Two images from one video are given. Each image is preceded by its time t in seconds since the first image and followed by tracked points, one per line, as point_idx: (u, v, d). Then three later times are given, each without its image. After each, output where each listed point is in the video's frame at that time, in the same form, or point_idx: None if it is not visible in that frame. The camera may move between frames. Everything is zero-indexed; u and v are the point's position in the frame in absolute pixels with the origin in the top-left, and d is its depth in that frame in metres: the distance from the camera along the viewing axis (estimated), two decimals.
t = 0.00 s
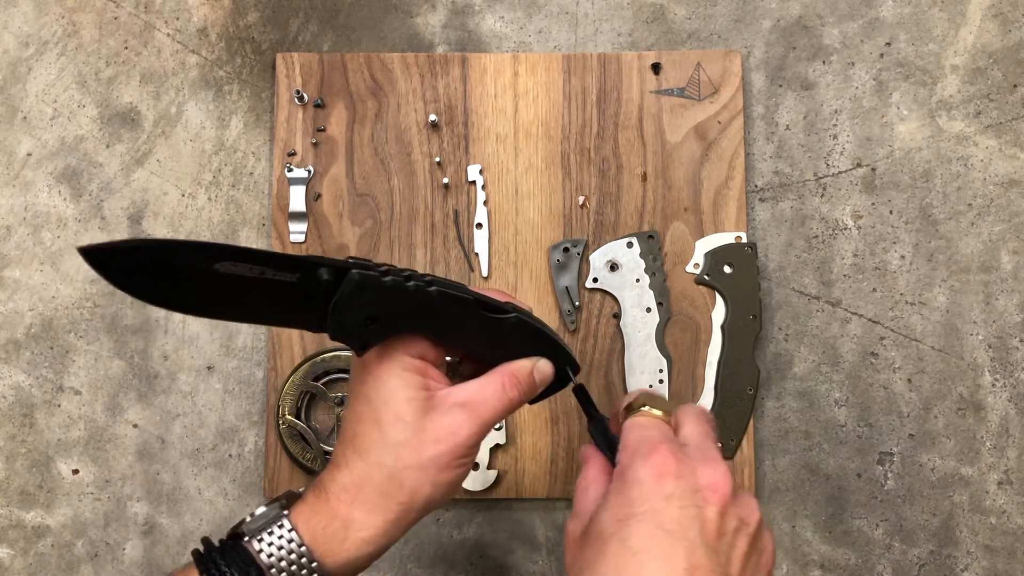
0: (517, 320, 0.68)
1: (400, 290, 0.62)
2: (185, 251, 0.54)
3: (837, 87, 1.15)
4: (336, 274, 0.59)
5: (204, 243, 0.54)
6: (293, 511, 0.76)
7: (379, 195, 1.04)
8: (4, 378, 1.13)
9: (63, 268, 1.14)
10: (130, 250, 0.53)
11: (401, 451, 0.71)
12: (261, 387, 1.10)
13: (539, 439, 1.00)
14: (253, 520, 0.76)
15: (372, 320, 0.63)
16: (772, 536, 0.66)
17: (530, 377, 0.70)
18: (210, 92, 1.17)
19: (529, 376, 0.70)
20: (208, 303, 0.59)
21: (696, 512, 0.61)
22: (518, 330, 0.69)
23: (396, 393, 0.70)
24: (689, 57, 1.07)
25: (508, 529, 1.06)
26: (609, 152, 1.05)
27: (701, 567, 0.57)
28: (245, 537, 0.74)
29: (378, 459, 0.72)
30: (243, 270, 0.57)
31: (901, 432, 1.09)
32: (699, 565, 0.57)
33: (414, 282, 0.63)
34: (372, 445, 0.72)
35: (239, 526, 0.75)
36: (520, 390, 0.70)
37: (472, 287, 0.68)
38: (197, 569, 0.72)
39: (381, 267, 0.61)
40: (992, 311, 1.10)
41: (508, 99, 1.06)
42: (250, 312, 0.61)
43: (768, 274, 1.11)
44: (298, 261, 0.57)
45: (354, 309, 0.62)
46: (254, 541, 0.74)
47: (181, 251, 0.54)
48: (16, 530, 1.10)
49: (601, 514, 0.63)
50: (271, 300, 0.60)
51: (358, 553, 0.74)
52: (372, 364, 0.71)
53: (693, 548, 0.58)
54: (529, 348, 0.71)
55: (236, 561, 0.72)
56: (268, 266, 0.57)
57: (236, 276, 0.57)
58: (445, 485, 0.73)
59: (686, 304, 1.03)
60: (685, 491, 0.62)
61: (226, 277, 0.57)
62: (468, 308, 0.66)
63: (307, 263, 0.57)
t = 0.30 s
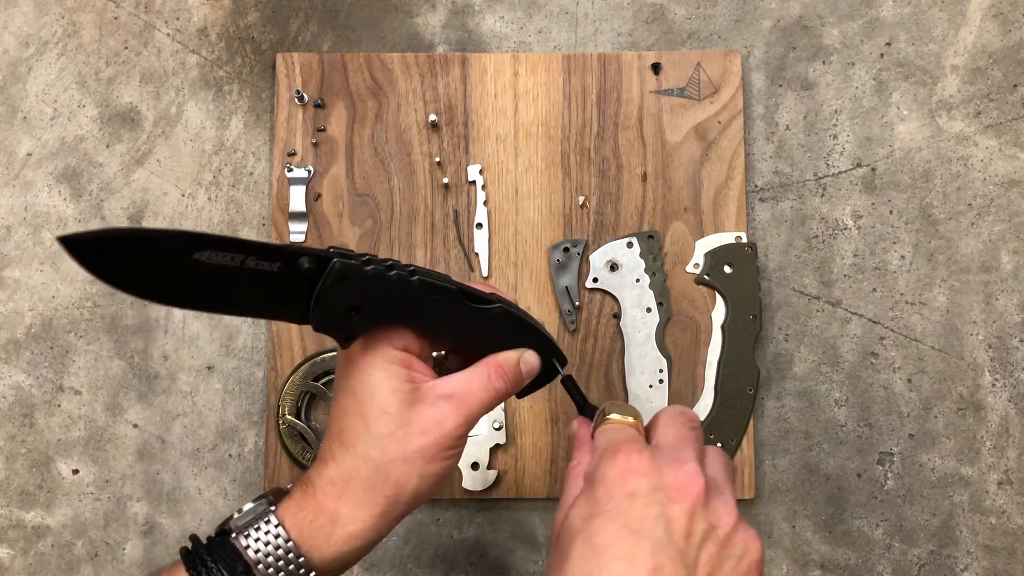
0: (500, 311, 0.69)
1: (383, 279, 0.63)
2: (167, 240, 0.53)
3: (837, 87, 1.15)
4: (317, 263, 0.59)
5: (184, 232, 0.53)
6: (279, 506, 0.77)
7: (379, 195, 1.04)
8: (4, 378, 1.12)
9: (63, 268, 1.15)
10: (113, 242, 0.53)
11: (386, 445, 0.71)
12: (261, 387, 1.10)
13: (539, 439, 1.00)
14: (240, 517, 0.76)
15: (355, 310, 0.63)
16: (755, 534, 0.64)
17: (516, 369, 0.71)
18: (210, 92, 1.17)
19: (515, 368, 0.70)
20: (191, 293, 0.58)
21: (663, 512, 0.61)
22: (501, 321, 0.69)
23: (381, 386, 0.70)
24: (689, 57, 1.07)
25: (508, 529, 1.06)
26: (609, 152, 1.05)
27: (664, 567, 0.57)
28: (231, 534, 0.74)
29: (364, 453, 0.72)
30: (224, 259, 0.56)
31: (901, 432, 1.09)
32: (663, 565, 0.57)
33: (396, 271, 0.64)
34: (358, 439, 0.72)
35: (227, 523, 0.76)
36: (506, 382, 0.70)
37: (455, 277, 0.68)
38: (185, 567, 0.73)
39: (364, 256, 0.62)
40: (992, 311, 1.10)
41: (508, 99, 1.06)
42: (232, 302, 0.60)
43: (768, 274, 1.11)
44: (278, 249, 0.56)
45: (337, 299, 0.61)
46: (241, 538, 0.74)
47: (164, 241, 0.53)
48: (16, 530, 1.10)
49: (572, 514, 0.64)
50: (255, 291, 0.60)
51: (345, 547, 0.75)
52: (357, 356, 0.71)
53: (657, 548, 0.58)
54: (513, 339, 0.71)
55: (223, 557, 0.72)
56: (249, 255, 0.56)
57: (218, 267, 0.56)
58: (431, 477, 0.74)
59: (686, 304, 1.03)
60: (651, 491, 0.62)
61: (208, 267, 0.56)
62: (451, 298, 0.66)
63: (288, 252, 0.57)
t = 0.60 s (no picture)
0: (506, 307, 0.69)
1: (390, 263, 0.63)
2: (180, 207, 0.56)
3: (837, 87, 1.15)
4: (325, 242, 0.60)
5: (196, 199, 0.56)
6: (276, 501, 0.77)
7: (379, 195, 1.04)
8: (4, 378, 1.12)
9: (62, 268, 1.14)
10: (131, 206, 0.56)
11: (387, 435, 0.72)
12: (261, 387, 1.10)
13: (539, 439, 1.00)
14: (236, 509, 0.75)
15: (360, 293, 0.64)
16: (758, 533, 0.67)
17: (520, 366, 0.71)
18: (210, 92, 1.17)
19: (519, 366, 0.70)
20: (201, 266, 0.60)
21: (673, 531, 0.62)
22: (506, 317, 0.70)
23: (384, 375, 0.71)
24: (689, 57, 1.07)
25: (508, 529, 1.06)
26: (609, 152, 1.05)
27: None
28: (228, 528, 0.74)
29: (365, 443, 0.72)
30: (233, 230, 0.58)
31: (901, 432, 1.09)
32: None
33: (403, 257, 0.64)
34: (359, 429, 0.73)
35: (224, 516, 0.75)
36: (508, 378, 0.70)
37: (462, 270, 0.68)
38: (182, 562, 0.72)
39: (372, 240, 0.63)
40: (992, 311, 1.10)
41: (508, 99, 1.06)
42: (240, 278, 0.61)
43: (768, 274, 1.11)
44: (285, 223, 0.58)
45: (342, 279, 0.62)
46: (236, 531, 0.74)
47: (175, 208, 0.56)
48: (16, 530, 1.10)
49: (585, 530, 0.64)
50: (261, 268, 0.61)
51: (341, 541, 0.75)
52: (362, 345, 0.72)
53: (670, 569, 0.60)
54: (519, 337, 0.72)
55: (217, 550, 0.72)
56: (255, 227, 0.58)
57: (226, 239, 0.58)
58: (430, 471, 0.74)
59: (685, 304, 1.03)
60: (660, 511, 0.62)
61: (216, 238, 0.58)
62: (457, 288, 0.67)
63: (295, 226, 0.58)
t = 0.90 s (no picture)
0: (511, 314, 0.68)
1: (399, 277, 0.62)
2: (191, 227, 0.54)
3: (837, 87, 1.15)
4: (336, 258, 0.60)
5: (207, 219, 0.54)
6: (283, 503, 0.77)
7: (379, 195, 1.04)
8: (4, 378, 1.12)
9: (62, 268, 1.14)
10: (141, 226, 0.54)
11: (394, 440, 0.72)
12: (261, 387, 1.10)
13: (539, 439, 1.00)
14: (244, 512, 0.76)
15: (370, 307, 0.63)
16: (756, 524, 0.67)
17: (523, 372, 0.71)
18: (210, 92, 1.17)
19: (523, 372, 0.71)
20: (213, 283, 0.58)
21: (681, 505, 0.61)
22: (511, 324, 0.69)
23: (390, 382, 0.71)
24: (689, 57, 1.07)
25: (508, 529, 1.06)
26: (609, 152, 1.05)
27: (687, 559, 0.58)
28: (235, 529, 0.74)
29: (371, 449, 0.73)
30: (245, 249, 0.56)
31: (900, 432, 1.09)
32: (685, 557, 0.58)
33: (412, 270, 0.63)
34: (365, 434, 0.73)
35: (231, 518, 0.76)
36: (513, 384, 0.71)
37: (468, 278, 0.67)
38: (189, 563, 0.73)
39: (381, 254, 0.62)
40: (992, 311, 1.10)
41: (508, 99, 1.06)
42: (249, 294, 0.60)
43: (768, 274, 1.11)
44: (298, 242, 0.57)
45: (353, 295, 0.62)
46: (244, 533, 0.74)
47: (187, 230, 0.54)
48: (16, 530, 1.10)
49: (591, 508, 0.63)
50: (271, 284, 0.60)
51: (348, 544, 0.75)
52: (367, 352, 0.72)
53: (679, 541, 0.59)
54: (523, 343, 0.72)
55: (225, 551, 0.72)
56: (270, 245, 0.56)
57: (238, 256, 0.56)
58: (437, 476, 0.74)
59: (685, 304, 1.03)
60: (669, 485, 0.62)
61: (230, 257, 0.56)
62: (464, 299, 0.66)
63: (308, 244, 0.57)
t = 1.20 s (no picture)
0: (512, 314, 0.68)
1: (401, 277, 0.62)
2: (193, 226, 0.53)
3: (837, 87, 1.15)
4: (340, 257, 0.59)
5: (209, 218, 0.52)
6: (283, 500, 0.77)
7: (379, 195, 1.04)
8: (4, 378, 1.12)
9: (62, 268, 1.14)
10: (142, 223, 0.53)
11: (392, 439, 0.72)
12: (261, 387, 1.10)
13: (539, 439, 1.00)
14: (244, 508, 0.76)
15: (372, 305, 0.63)
16: (753, 526, 0.66)
17: (522, 372, 0.71)
18: (210, 92, 1.17)
19: (522, 372, 0.71)
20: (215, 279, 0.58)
21: (672, 506, 0.61)
22: (512, 324, 0.69)
23: (390, 381, 0.71)
24: (689, 57, 1.07)
25: (508, 529, 1.06)
26: (609, 152, 1.05)
27: (677, 560, 0.57)
28: (235, 526, 0.74)
29: (370, 447, 0.73)
30: (250, 249, 0.55)
31: (901, 432, 1.09)
32: (675, 558, 0.57)
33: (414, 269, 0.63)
34: (364, 433, 0.73)
35: (231, 515, 0.76)
36: (512, 384, 0.71)
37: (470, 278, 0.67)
38: (189, 559, 0.73)
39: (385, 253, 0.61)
40: (992, 311, 1.10)
41: (508, 99, 1.06)
42: (249, 289, 0.59)
43: (768, 274, 1.11)
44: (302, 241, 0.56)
45: (355, 293, 0.61)
46: (244, 530, 0.74)
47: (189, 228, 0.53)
48: (16, 530, 1.10)
49: (583, 511, 0.63)
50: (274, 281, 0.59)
51: (347, 542, 0.75)
52: (367, 351, 0.72)
53: (669, 542, 0.58)
54: (523, 343, 0.71)
55: (225, 548, 0.72)
56: (273, 245, 0.55)
57: (241, 255, 0.56)
58: (435, 475, 0.74)
59: (685, 304, 1.03)
60: (660, 486, 0.62)
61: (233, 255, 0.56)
62: (466, 299, 0.66)
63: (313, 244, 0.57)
